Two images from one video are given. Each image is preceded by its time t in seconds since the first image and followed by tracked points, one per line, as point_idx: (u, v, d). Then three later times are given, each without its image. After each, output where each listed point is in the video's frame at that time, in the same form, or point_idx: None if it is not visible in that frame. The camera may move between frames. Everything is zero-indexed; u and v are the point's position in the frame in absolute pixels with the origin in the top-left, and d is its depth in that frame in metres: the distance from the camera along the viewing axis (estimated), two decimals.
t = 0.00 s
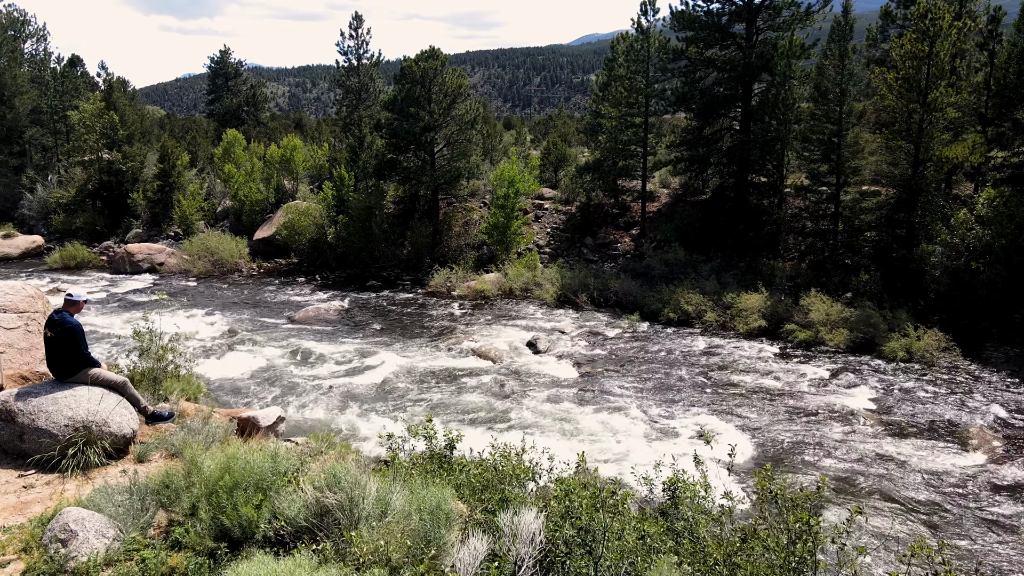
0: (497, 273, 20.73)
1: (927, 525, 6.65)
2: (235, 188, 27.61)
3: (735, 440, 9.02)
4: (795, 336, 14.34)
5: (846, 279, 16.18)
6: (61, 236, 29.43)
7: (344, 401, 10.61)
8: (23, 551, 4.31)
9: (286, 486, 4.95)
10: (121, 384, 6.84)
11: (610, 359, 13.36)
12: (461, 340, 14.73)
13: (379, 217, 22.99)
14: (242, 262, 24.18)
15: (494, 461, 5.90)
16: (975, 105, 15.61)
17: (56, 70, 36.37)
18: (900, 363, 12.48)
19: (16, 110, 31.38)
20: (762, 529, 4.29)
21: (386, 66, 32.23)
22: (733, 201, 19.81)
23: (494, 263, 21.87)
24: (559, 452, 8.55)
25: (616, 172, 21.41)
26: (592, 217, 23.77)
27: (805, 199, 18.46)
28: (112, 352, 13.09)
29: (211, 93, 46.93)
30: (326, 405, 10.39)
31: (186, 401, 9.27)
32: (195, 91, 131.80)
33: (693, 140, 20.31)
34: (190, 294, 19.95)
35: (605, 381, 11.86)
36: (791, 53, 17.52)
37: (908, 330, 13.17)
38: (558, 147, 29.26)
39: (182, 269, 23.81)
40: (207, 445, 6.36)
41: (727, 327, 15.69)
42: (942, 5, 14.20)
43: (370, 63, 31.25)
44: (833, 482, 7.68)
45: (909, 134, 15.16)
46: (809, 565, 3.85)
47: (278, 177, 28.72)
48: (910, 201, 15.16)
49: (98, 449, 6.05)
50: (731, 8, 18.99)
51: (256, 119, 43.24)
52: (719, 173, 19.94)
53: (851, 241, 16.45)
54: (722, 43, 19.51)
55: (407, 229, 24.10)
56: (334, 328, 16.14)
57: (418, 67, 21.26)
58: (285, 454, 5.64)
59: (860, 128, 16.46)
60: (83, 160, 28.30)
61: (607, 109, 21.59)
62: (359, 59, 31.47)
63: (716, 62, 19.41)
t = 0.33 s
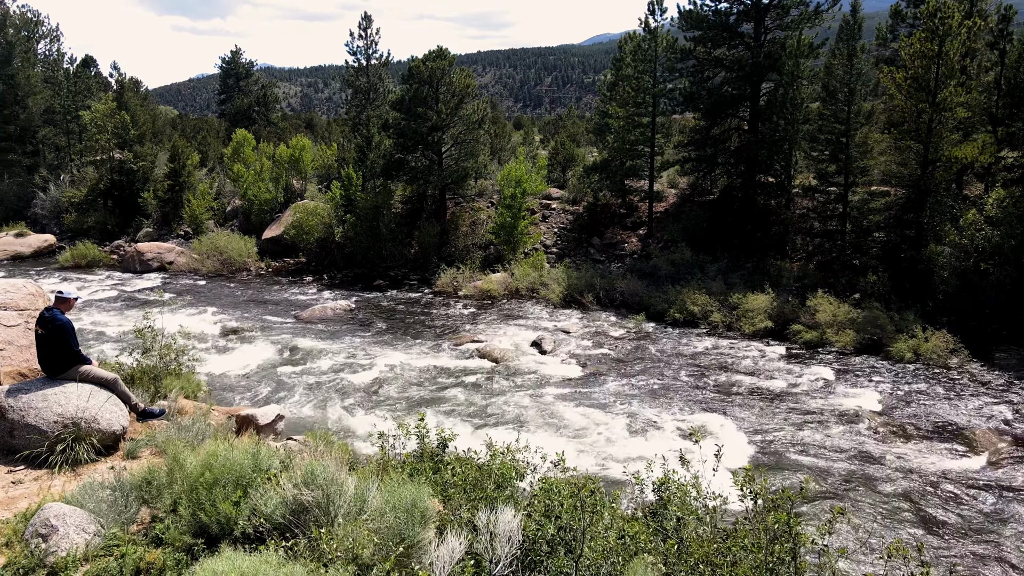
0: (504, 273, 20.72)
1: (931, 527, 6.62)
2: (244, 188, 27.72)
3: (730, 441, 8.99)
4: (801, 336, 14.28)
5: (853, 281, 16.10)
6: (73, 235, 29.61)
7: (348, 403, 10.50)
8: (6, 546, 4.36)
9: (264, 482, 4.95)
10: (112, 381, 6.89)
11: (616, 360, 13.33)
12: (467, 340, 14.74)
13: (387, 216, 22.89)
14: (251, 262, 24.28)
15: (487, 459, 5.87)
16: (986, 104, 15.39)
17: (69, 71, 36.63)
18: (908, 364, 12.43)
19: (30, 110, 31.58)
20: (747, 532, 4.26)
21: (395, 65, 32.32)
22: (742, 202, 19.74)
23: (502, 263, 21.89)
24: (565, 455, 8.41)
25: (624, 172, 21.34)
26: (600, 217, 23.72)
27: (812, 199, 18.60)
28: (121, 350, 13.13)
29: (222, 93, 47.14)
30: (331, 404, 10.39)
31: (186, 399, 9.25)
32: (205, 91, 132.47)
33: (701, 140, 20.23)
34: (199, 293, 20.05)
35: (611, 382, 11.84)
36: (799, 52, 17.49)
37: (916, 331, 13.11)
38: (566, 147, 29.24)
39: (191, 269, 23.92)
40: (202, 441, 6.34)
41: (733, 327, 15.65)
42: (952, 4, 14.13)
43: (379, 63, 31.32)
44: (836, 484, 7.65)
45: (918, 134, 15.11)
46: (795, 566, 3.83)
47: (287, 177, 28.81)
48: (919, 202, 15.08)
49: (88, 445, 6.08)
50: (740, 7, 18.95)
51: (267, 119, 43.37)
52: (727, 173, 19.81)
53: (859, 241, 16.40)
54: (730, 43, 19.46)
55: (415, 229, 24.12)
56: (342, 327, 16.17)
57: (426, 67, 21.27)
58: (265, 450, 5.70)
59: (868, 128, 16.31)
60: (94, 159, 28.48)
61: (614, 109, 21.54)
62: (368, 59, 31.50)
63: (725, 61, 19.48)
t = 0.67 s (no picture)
0: (511, 273, 20.69)
1: (933, 528, 6.65)
2: (254, 187, 27.85)
3: (725, 440, 8.98)
4: (807, 337, 14.23)
5: (861, 282, 16.10)
6: (85, 234, 29.78)
7: (354, 401, 10.54)
8: None
9: (243, 479, 4.94)
10: (103, 378, 6.96)
11: (622, 360, 13.32)
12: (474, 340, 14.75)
13: (395, 216, 23.06)
14: (259, 261, 24.39)
15: (479, 457, 5.85)
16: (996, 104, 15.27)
17: (83, 71, 36.95)
18: (915, 365, 12.36)
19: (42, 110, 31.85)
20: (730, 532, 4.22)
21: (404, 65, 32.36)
22: (750, 202, 19.40)
23: (508, 263, 21.89)
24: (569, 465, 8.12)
25: (631, 172, 21.29)
26: (607, 217, 23.72)
27: (820, 199, 18.71)
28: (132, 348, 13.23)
29: (234, 93, 47.37)
30: (337, 402, 10.44)
31: (185, 397, 9.29)
32: (215, 91, 133.38)
33: (709, 140, 20.24)
34: (208, 291, 20.17)
35: (616, 382, 11.84)
36: (807, 51, 17.35)
37: (924, 332, 13.04)
38: (574, 147, 29.24)
39: (200, 267, 24.05)
40: (180, 439, 6.17)
41: (739, 328, 15.63)
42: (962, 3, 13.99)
43: (388, 63, 31.41)
44: (838, 484, 7.69)
45: (928, 134, 15.06)
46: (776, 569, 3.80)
47: (296, 176, 28.95)
48: (928, 202, 15.05)
49: (78, 442, 6.13)
50: (748, 7, 18.90)
51: (277, 119, 43.55)
52: (735, 173, 19.69)
53: (867, 241, 16.35)
54: (738, 42, 19.38)
55: (422, 229, 24.16)
56: (350, 326, 16.25)
57: (434, 66, 21.30)
58: (248, 447, 5.72)
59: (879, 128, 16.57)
60: (106, 159, 28.71)
61: (622, 109, 21.49)
62: (377, 59, 31.60)
63: (733, 61, 19.27)
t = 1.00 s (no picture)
0: (517, 273, 20.68)
1: (934, 529, 6.67)
2: (263, 186, 27.98)
3: (724, 442, 8.96)
4: (813, 338, 14.17)
5: (869, 282, 16.02)
6: (97, 233, 29.84)
7: (363, 399, 10.61)
8: None
9: (222, 475, 4.94)
10: (95, 375, 7.01)
11: (627, 360, 13.29)
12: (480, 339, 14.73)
13: (402, 216, 22.93)
14: (268, 260, 24.52)
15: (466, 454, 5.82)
16: (1005, 103, 15.10)
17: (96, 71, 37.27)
18: (921, 367, 12.29)
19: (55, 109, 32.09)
20: (708, 533, 4.16)
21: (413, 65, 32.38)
22: (758, 202, 19.26)
23: (515, 263, 21.89)
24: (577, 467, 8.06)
25: (639, 172, 21.20)
26: (615, 217, 23.53)
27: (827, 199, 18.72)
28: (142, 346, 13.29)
29: (245, 93, 47.58)
30: (346, 400, 10.50)
31: (185, 394, 9.35)
32: (226, 91, 134.03)
33: (717, 139, 20.07)
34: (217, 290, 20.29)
35: (620, 382, 11.84)
36: (816, 50, 17.48)
37: (931, 334, 12.96)
38: (583, 146, 29.21)
39: (209, 266, 24.16)
40: (155, 438, 6.05)
41: (744, 328, 15.58)
42: (971, 2, 13.95)
43: (397, 63, 31.45)
44: (840, 486, 7.70)
45: (937, 134, 14.97)
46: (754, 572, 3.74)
47: (304, 176, 29.09)
48: (936, 202, 14.97)
49: (67, 438, 6.15)
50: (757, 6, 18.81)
51: (288, 119, 43.69)
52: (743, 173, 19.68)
53: (876, 241, 16.34)
54: (747, 41, 19.28)
55: (430, 228, 24.17)
56: (356, 325, 16.29)
57: (441, 66, 21.35)
58: (229, 443, 5.71)
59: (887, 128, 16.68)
60: (118, 159, 28.91)
61: (629, 109, 21.44)
62: (386, 59, 31.62)
63: (741, 61, 19.22)
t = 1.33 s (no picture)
0: (523, 273, 20.67)
1: (937, 532, 6.65)
2: (272, 186, 28.09)
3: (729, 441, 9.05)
4: (819, 339, 14.11)
5: (877, 283, 15.99)
6: (108, 232, 30.04)
7: (371, 396, 10.77)
8: None
9: (199, 472, 4.90)
10: (86, 372, 7.04)
11: (632, 361, 13.28)
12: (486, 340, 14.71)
13: (410, 216, 23.09)
14: (276, 259, 24.63)
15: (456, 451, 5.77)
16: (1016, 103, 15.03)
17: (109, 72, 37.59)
18: (928, 368, 12.22)
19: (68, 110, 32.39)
20: (680, 532, 4.06)
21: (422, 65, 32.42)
22: (766, 202, 19.21)
23: (522, 263, 21.86)
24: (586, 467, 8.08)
25: (646, 172, 21.20)
26: (621, 217, 23.63)
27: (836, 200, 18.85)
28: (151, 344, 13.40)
29: (256, 93, 47.81)
30: (356, 400, 10.53)
31: (183, 391, 9.39)
32: (237, 91, 134.78)
33: (724, 140, 20.04)
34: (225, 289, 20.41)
35: (624, 383, 11.82)
36: (824, 50, 17.40)
37: (938, 335, 12.88)
38: (591, 146, 29.16)
39: (218, 265, 24.26)
40: (142, 434, 6.04)
41: (750, 329, 15.52)
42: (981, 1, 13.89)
43: (406, 63, 31.52)
44: (844, 487, 7.71)
45: (946, 134, 14.84)
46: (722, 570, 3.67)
47: (313, 176, 29.23)
48: (945, 202, 14.79)
49: (55, 434, 6.17)
50: (765, 4, 18.73)
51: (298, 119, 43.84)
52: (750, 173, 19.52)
53: (884, 242, 16.29)
54: (754, 40, 19.20)
55: (437, 228, 24.18)
56: (361, 324, 16.35)
57: (449, 66, 21.40)
58: (209, 440, 5.71)
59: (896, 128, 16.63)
60: (129, 158, 29.12)
61: (636, 109, 21.43)
62: (396, 59, 31.71)
63: (749, 60, 19.10)
